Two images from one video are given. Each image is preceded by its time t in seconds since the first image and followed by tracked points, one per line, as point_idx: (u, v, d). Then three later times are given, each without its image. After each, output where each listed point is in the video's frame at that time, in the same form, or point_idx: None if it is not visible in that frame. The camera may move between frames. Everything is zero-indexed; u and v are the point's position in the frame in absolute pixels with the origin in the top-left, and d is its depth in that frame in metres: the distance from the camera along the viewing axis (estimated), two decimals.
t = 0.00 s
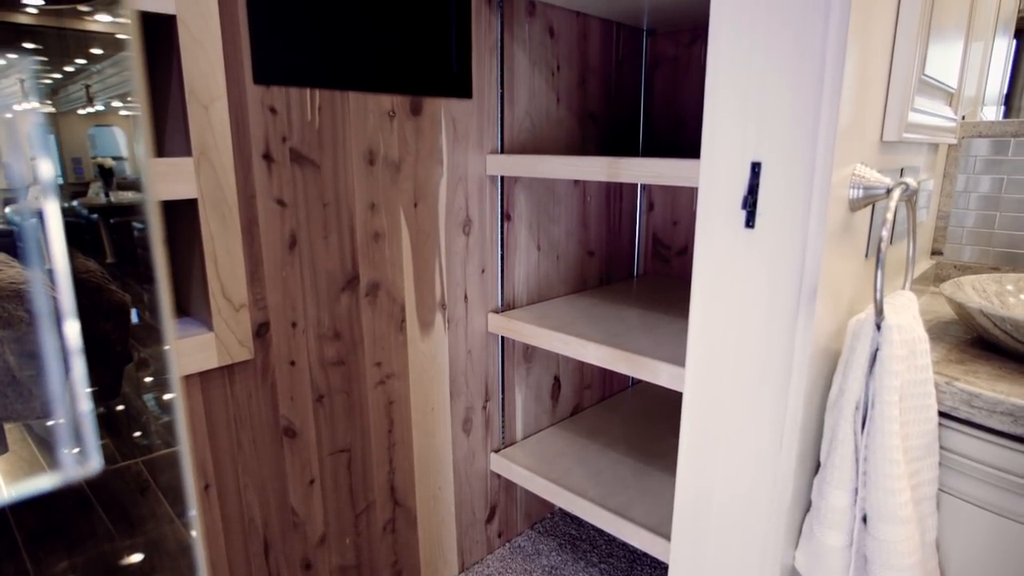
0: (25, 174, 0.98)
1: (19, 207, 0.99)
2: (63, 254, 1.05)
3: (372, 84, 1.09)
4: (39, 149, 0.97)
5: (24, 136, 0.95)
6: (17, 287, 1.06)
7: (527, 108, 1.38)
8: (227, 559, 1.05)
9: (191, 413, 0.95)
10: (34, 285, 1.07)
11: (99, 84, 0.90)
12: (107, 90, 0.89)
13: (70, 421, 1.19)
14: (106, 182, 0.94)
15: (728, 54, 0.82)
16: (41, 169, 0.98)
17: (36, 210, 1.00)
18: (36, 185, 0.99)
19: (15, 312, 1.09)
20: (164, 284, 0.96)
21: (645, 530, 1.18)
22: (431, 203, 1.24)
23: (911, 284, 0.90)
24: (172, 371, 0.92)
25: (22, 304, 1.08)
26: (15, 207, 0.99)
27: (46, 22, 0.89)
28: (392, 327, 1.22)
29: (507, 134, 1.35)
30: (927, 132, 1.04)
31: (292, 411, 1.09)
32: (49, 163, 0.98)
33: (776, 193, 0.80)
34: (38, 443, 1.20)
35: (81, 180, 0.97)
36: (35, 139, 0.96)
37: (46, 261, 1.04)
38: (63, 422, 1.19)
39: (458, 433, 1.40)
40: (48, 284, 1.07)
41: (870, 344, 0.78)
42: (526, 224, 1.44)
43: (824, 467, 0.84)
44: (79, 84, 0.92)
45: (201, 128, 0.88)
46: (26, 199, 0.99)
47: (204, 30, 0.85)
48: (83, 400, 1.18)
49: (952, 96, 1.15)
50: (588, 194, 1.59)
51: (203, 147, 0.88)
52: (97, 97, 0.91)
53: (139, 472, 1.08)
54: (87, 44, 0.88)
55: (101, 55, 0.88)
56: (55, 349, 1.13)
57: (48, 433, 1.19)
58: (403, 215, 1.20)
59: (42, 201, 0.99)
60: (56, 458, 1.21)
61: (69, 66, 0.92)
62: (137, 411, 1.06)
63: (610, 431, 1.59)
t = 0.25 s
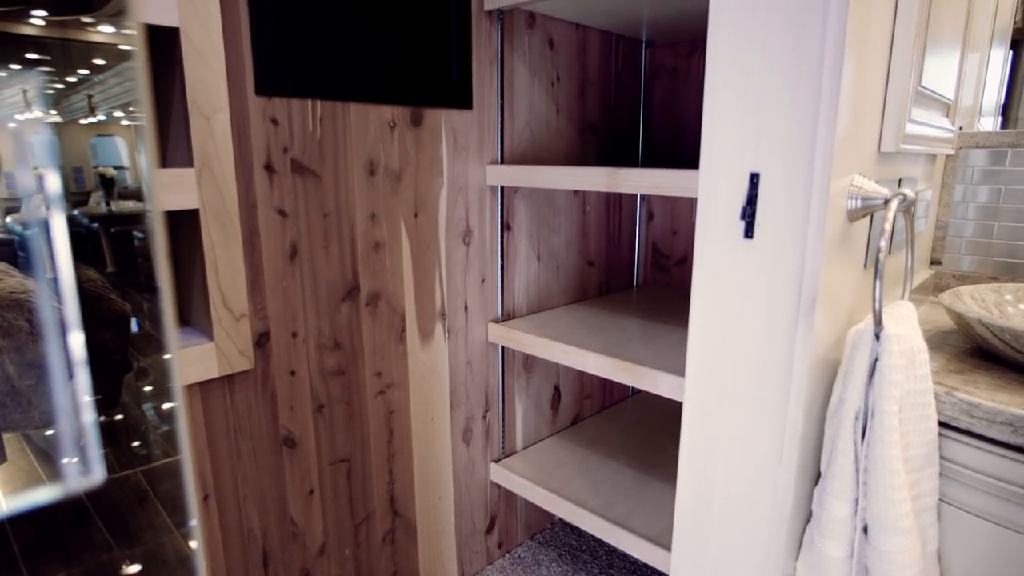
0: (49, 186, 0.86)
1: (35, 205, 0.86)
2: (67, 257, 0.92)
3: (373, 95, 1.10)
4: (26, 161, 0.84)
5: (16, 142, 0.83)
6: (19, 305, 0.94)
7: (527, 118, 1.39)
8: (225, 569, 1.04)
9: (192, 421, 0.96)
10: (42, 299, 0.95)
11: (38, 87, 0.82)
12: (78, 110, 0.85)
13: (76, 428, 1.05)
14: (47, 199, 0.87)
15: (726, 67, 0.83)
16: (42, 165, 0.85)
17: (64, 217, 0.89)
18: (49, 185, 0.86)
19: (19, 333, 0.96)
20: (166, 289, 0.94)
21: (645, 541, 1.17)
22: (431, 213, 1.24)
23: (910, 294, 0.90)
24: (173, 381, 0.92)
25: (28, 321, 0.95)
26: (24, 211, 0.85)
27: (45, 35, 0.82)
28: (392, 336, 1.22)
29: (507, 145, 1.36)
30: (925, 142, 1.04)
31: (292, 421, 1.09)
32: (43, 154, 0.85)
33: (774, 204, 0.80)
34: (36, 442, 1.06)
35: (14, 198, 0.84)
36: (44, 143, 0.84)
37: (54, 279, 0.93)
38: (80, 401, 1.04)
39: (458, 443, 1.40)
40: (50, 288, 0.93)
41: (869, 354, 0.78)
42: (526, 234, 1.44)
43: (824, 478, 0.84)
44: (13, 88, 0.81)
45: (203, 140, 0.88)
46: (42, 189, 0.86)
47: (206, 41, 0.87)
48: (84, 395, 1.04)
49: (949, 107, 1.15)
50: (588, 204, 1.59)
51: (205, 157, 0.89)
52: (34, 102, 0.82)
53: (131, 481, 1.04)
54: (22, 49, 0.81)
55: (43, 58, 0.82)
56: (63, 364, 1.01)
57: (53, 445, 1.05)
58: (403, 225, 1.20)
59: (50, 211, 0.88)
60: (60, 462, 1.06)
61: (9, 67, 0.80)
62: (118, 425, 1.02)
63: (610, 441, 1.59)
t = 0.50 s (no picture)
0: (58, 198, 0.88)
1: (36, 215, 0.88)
2: (73, 271, 0.92)
3: (373, 107, 1.11)
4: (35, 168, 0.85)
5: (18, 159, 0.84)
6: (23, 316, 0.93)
7: (527, 130, 1.40)
8: None
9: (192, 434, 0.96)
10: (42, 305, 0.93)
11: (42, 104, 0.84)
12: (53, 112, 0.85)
13: (76, 438, 1.04)
14: (49, 208, 0.88)
15: (724, 80, 0.84)
16: (48, 179, 0.87)
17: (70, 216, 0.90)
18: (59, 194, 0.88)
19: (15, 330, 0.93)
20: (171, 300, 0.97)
21: (646, 552, 1.17)
22: (431, 224, 1.25)
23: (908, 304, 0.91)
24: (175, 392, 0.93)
25: (38, 345, 0.96)
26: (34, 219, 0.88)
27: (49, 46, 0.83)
28: (392, 347, 1.23)
29: (507, 156, 1.37)
30: (922, 154, 1.05)
31: (292, 432, 1.09)
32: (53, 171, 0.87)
33: (772, 215, 0.81)
34: (50, 460, 1.04)
35: (15, 208, 0.86)
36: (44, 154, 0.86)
37: (59, 287, 0.93)
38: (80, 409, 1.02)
39: (458, 454, 1.40)
40: (54, 297, 0.93)
41: (868, 365, 0.78)
42: (526, 245, 1.45)
43: (824, 489, 0.84)
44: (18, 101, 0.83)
45: (204, 151, 0.89)
46: (51, 206, 0.88)
47: (210, 54, 0.88)
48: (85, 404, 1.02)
49: (946, 118, 1.16)
50: (587, 214, 1.60)
51: (207, 169, 0.90)
52: (36, 114, 0.84)
53: (128, 491, 1.05)
54: (26, 60, 0.82)
55: (47, 69, 0.83)
56: (67, 375, 1.01)
57: (55, 459, 1.04)
58: (404, 235, 1.21)
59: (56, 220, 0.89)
60: (65, 491, 1.06)
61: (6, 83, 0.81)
62: (116, 436, 1.02)
63: (610, 452, 1.58)
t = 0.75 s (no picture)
0: (65, 208, 0.77)
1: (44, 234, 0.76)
2: (82, 297, 0.81)
3: (374, 119, 1.12)
4: (41, 178, 0.75)
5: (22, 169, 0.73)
6: (28, 330, 0.79)
7: (527, 142, 1.41)
8: None
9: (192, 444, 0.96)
10: (54, 322, 0.80)
11: (44, 113, 0.74)
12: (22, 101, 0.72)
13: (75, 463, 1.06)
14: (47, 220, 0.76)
15: (723, 92, 0.85)
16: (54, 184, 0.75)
17: (90, 235, 0.79)
18: (51, 195, 0.76)
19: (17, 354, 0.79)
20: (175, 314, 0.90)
21: (647, 564, 1.16)
22: (432, 235, 1.26)
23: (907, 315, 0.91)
24: (177, 402, 0.92)
25: (49, 360, 0.82)
26: (36, 233, 0.75)
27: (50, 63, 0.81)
28: (392, 358, 1.23)
29: (507, 167, 1.37)
30: (919, 165, 1.05)
31: (291, 442, 1.09)
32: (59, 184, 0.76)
33: (771, 227, 0.81)
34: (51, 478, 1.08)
35: (18, 217, 0.74)
36: (32, 163, 0.74)
37: (68, 314, 0.81)
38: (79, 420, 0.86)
39: (458, 465, 1.39)
40: (60, 313, 0.80)
41: (867, 376, 0.78)
42: (526, 255, 1.45)
43: (824, 500, 0.84)
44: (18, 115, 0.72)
45: (207, 163, 0.90)
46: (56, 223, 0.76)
47: (212, 68, 0.89)
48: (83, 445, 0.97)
49: (943, 130, 1.17)
50: (587, 225, 1.61)
51: (209, 181, 0.91)
52: (40, 125, 0.74)
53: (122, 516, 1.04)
54: (28, 71, 0.73)
55: (49, 81, 0.74)
56: (71, 389, 0.85)
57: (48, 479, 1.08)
58: (404, 246, 1.21)
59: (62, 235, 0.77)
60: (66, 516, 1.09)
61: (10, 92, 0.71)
62: (114, 448, 0.89)
63: (611, 463, 1.58)
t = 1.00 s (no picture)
0: (68, 222, 0.92)
1: (58, 233, 0.92)
2: (85, 308, 0.96)
3: (375, 131, 1.13)
4: (52, 192, 0.90)
5: (30, 176, 0.87)
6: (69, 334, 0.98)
7: (527, 154, 1.42)
8: None
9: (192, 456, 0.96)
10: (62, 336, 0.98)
11: (45, 121, 0.87)
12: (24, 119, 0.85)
13: (85, 468, 1.04)
14: (45, 231, 0.90)
15: (720, 106, 0.85)
16: (64, 207, 0.91)
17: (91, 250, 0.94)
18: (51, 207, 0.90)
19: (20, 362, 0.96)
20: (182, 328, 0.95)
21: None
22: (432, 246, 1.26)
23: (905, 327, 0.91)
24: (179, 414, 0.94)
25: (48, 372, 0.99)
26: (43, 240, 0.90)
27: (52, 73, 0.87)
28: (392, 369, 1.23)
29: (507, 179, 1.38)
30: (917, 177, 1.06)
31: (291, 454, 1.08)
32: (72, 213, 0.92)
33: (770, 239, 0.81)
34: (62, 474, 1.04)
35: (17, 228, 0.88)
36: (41, 172, 0.88)
37: (73, 325, 0.97)
38: (80, 431, 1.03)
39: (458, 476, 1.39)
40: (58, 320, 0.96)
41: (867, 388, 0.78)
42: (525, 267, 1.46)
43: (825, 512, 0.83)
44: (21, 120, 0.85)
45: (209, 175, 0.90)
46: (64, 238, 0.92)
47: (216, 82, 0.89)
48: (94, 445, 1.03)
49: (940, 142, 1.18)
50: (586, 237, 1.61)
51: (211, 193, 0.91)
52: (42, 137, 0.87)
53: (124, 514, 1.04)
54: (33, 84, 0.86)
55: (53, 92, 0.87)
56: (76, 403, 1.02)
57: (50, 479, 1.05)
58: (404, 257, 1.21)
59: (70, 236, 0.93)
60: (72, 516, 1.05)
61: (11, 105, 0.84)
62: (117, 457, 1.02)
63: (611, 474, 1.57)
